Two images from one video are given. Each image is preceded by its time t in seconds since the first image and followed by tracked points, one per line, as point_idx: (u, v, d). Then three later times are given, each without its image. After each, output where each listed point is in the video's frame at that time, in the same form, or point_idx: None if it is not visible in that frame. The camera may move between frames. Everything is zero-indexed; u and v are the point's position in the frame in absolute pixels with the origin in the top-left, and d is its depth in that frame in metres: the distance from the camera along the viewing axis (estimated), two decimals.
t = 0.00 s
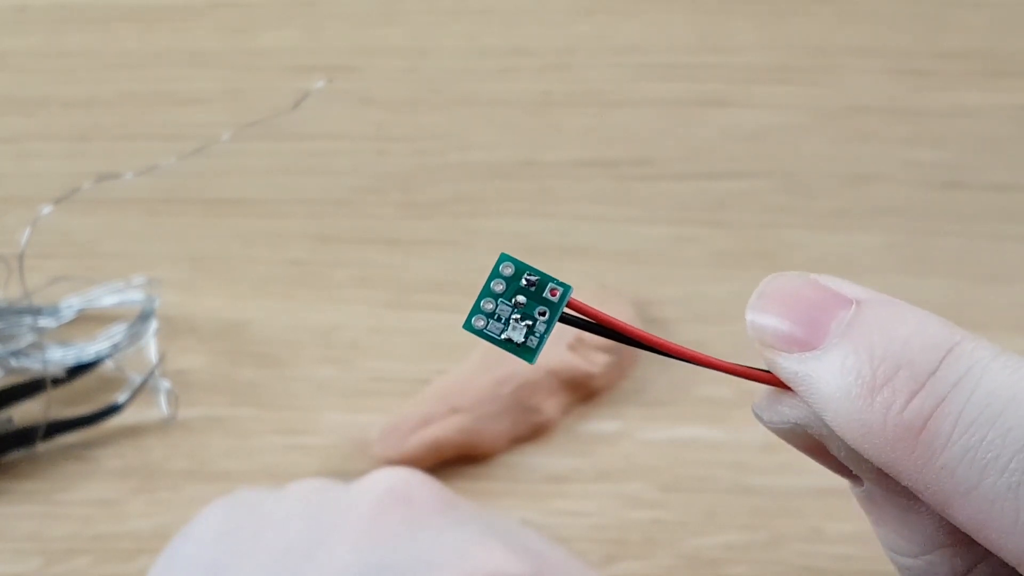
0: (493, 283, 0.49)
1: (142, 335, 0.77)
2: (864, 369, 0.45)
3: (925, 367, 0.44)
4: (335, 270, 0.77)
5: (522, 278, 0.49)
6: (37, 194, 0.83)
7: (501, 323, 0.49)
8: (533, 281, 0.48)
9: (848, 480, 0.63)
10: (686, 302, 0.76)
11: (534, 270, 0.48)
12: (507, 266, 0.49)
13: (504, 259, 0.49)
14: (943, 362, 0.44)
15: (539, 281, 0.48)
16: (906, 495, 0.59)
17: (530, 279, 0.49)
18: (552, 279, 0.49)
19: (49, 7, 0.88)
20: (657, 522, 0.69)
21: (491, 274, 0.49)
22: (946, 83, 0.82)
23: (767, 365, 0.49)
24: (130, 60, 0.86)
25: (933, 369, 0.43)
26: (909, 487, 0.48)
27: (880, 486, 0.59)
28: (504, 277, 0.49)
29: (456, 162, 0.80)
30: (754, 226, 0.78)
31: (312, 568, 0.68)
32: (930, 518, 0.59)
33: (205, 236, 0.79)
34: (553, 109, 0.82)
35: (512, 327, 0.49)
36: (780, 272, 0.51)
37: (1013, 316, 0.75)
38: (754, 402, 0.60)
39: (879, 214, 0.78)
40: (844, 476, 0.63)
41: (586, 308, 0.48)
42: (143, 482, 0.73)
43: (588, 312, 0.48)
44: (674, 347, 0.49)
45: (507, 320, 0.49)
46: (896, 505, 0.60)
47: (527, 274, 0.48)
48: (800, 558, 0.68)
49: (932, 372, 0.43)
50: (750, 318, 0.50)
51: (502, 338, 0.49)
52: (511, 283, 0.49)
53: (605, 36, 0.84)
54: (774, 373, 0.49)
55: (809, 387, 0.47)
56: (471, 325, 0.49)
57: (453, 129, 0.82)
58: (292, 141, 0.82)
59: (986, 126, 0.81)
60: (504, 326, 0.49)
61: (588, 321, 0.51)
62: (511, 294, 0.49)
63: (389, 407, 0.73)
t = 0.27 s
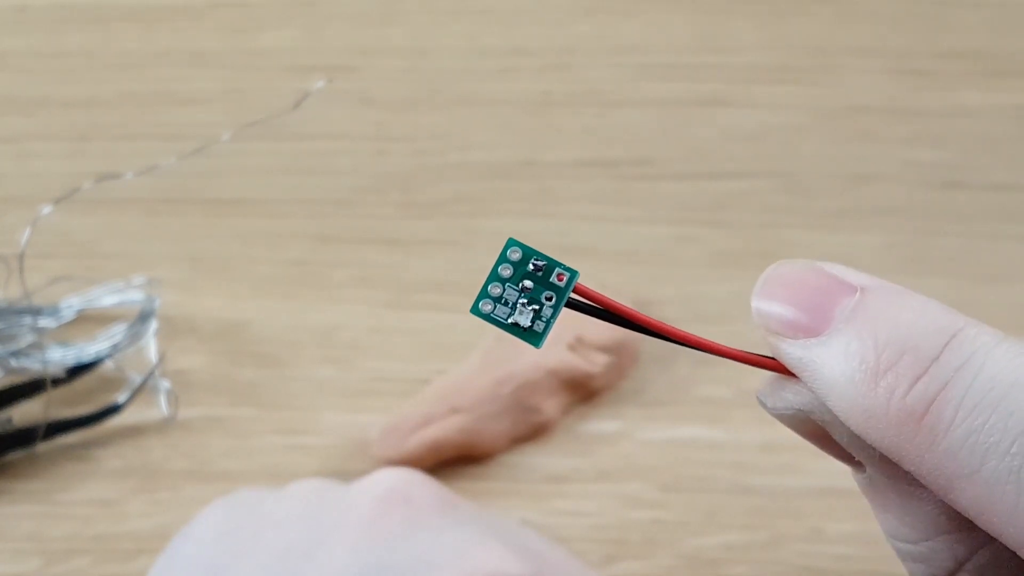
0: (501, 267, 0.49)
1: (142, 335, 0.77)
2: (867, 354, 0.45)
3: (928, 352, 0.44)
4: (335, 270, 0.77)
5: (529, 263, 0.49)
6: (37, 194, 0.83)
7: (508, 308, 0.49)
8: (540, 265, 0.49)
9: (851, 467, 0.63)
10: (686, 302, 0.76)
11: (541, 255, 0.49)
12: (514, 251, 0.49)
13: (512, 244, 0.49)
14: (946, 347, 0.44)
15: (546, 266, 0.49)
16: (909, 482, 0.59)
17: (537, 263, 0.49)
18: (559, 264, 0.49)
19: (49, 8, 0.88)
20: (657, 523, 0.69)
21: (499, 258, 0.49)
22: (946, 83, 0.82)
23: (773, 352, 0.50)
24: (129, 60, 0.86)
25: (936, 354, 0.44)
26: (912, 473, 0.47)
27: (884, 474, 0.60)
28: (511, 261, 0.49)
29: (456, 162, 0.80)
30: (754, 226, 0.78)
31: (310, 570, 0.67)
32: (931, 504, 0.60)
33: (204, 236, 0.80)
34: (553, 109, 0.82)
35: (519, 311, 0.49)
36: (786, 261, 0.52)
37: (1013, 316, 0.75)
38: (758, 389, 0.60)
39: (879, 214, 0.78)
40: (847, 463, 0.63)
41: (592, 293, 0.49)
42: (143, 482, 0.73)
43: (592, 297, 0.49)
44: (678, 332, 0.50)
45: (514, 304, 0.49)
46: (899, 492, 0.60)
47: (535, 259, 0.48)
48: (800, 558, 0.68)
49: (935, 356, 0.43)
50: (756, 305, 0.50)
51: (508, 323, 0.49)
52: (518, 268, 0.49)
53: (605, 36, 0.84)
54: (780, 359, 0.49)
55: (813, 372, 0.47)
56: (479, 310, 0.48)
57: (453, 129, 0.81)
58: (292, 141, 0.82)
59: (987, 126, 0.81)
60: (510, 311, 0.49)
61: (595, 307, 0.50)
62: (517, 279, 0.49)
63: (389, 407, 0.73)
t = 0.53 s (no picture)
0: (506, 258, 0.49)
1: (142, 335, 0.77)
2: (875, 344, 0.45)
3: (935, 341, 0.44)
4: (335, 270, 0.77)
5: (535, 253, 0.49)
6: (37, 194, 0.82)
7: (513, 298, 0.49)
8: (545, 256, 0.49)
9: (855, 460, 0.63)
10: (686, 302, 0.76)
11: (547, 245, 0.49)
12: (520, 241, 0.49)
13: (517, 235, 0.49)
14: (954, 336, 0.44)
15: (551, 256, 0.49)
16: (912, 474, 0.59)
17: (543, 254, 0.49)
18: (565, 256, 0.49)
19: (49, 8, 0.88)
20: (657, 522, 0.69)
21: (504, 249, 0.49)
22: (946, 84, 0.82)
23: (780, 344, 0.50)
24: (129, 60, 0.86)
25: (944, 343, 0.44)
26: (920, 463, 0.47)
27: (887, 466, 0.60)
28: (516, 252, 0.49)
29: (456, 162, 0.80)
30: (754, 226, 0.78)
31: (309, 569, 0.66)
32: (935, 496, 0.60)
33: (204, 236, 0.79)
34: (553, 109, 0.82)
35: (525, 302, 0.49)
36: (791, 255, 0.52)
37: (1014, 316, 0.75)
38: (762, 381, 0.61)
39: (880, 214, 0.78)
40: (851, 456, 0.63)
41: (596, 284, 0.50)
42: (143, 482, 0.73)
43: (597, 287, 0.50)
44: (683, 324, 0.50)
45: (520, 295, 0.49)
46: (903, 484, 0.60)
47: (540, 249, 0.48)
48: (800, 558, 0.68)
49: (942, 345, 0.44)
50: (762, 298, 0.50)
51: (514, 314, 0.49)
52: (523, 259, 0.49)
53: (605, 36, 0.84)
54: (786, 351, 0.49)
55: (820, 364, 0.47)
56: (484, 300, 0.49)
57: (453, 129, 0.81)
58: (292, 142, 0.82)
59: (987, 126, 0.81)
60: (516, 301, 0.49)
61: (601, 298, 0.51)
62: (523, 270, 0.49)
63: (389, 407, 0.73)
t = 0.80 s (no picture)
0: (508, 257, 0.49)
1: (142, 335, 0.77)
2: (877, 343, 0.45)
3: (937, 340, 0.44)
4: (335, 270, 0.77)
5: (537, 252, 0.49)
6: (37, 194, 0.82)
7: (516, 297, 0.49)
8: (548, 255, 0.49)
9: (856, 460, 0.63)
10: (685, 302, 0.76)
11: (549, 245, 0.49)
12: (523, 241, 0.49)
13: (520, 234, 0.49)
14: (956, 334, 0.44)
15: (554, 255, 0.49)
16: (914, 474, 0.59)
17: (545, 253, 0.49)
18: (567, 255, 0.49)
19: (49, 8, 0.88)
20: (657, 522, 0.69)
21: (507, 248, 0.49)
22: (946, 84, 0.82)
23: (781, 345, 0.50)
24: (129, 59, 0.86)
25: (946, 341, 0.44)
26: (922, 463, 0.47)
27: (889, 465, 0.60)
28: (519, 251, 0.49)
29: (456, 162, 0.80)
30: (754, 226, 0.78)
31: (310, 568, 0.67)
32: (937, 496, 0.60)
33: (204, 236, 0.79)
34: (553, 109, 0.82)
35: (527, 300, 0.49)
36: (791, 257, 0.53)
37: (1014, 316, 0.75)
38: (765, 382, 0.61)
39: (880, 214, 0.78)
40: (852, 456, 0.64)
41: (600, 285, 0.49)
42: (142, 482, 0.73)
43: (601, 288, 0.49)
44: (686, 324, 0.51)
45: (522, 293, 0.49)
46: (904, 484, 0.60)
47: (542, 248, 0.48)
48: (800, 558, 0.68)
49: (945, 343, 0.44)
50: (763, 299, 0.51)
51: (517, 313, 0.49)
52: (526, 258, 0.49)
53: (605, 36, 0.84)
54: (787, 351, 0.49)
55: (822, 363, 0.47)
56: (487, 299, 0.49)
57: (453, 129, 0.81)
58: (292, 142, 0.82)
59: (987, 126, 0.81)
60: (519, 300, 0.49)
61: (604, 299, 0.51)
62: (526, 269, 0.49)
63: (389, 407, 0.73)
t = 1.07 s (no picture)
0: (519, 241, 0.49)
1: (142, 335, 0.77)
2: (887, 329, 0.45)
3: (947, 326, 0.44)
4: (335, 270, 0.77)
5: (548, 237, 0.49)
6: (37, 194, 0.82)
7: (527, 281, 0.49)
8: (559, 240, 0.49)
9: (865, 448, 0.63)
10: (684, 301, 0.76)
11: (561, 229, 0.49)
12: (534, 225, 0.49)
13: (532, 219, 0.49)
14: (966, 320, 0.44)
15: (565, 240, 0.49)
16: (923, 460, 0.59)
17: (556, 238, 0.49)
18: (578, 239, 0.49)
19: (49, 8, 0.88)
20: (657, 522, 0.69)
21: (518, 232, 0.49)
22: (946, 84, 0.82)
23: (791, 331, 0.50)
24: (129, 59, 0.86)
25: (956, 327, 0.44)
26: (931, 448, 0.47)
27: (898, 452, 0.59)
28: (530, 235, 0.49)
29: (456, 162, 0.80)
30: (754, 226, 0.78)
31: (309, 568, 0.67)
32: (945, 483, 0.59)
33: (204, 236, 0.80)
34: (553, 109, 0.82)
35: (538, 285, 0.49)
36: (800, 242, 0.52)
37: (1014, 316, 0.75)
38: (772, 369, 0.60)
39: (879, 214, 0.78)
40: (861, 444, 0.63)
41: (610, 270, 0.49)
42: (142, 482, 0.73)
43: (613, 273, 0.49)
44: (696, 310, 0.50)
45: (533, 278, 0.49)
46: (913, 471, 0.60)
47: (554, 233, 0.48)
48: (800, 558, 0.68)
49: (955, 329, 0.44)
50: (773, 284, 0.50)
51: (527, 296, 0.49)
52: (537, 242, 0.49)
53: (605, 36, 0.84)
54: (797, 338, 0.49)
55: (832, 349, 0.47)
56: (497, 283, 0.49)
57: (453, 129, 0.81)
58: (291, 142, 0.82)
59: (987, 126, 0.81)
60: (530, 284, 0.49)
61: (614, 284, 0.51)
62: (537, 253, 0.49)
63: (389, 407, 0.73)
